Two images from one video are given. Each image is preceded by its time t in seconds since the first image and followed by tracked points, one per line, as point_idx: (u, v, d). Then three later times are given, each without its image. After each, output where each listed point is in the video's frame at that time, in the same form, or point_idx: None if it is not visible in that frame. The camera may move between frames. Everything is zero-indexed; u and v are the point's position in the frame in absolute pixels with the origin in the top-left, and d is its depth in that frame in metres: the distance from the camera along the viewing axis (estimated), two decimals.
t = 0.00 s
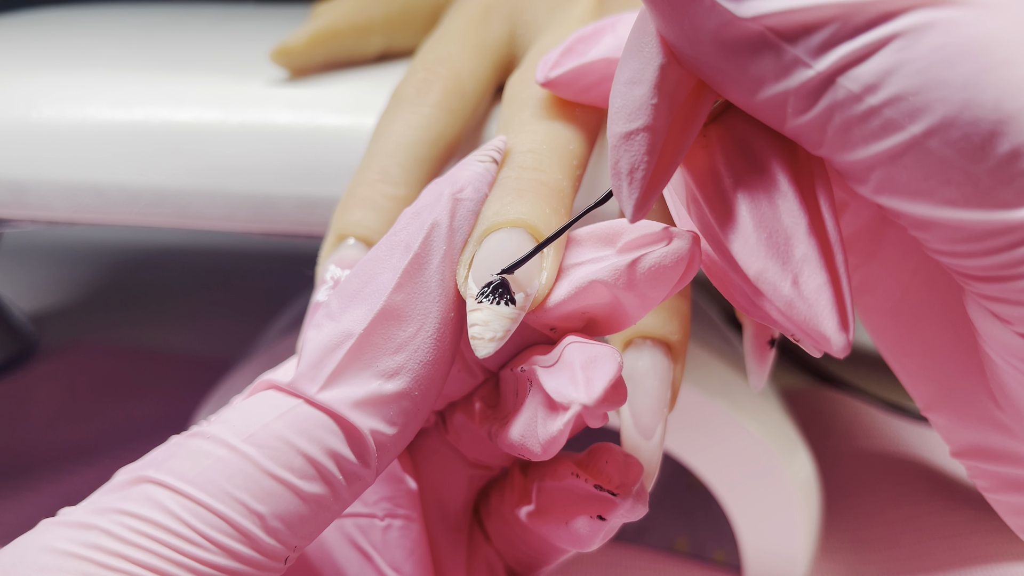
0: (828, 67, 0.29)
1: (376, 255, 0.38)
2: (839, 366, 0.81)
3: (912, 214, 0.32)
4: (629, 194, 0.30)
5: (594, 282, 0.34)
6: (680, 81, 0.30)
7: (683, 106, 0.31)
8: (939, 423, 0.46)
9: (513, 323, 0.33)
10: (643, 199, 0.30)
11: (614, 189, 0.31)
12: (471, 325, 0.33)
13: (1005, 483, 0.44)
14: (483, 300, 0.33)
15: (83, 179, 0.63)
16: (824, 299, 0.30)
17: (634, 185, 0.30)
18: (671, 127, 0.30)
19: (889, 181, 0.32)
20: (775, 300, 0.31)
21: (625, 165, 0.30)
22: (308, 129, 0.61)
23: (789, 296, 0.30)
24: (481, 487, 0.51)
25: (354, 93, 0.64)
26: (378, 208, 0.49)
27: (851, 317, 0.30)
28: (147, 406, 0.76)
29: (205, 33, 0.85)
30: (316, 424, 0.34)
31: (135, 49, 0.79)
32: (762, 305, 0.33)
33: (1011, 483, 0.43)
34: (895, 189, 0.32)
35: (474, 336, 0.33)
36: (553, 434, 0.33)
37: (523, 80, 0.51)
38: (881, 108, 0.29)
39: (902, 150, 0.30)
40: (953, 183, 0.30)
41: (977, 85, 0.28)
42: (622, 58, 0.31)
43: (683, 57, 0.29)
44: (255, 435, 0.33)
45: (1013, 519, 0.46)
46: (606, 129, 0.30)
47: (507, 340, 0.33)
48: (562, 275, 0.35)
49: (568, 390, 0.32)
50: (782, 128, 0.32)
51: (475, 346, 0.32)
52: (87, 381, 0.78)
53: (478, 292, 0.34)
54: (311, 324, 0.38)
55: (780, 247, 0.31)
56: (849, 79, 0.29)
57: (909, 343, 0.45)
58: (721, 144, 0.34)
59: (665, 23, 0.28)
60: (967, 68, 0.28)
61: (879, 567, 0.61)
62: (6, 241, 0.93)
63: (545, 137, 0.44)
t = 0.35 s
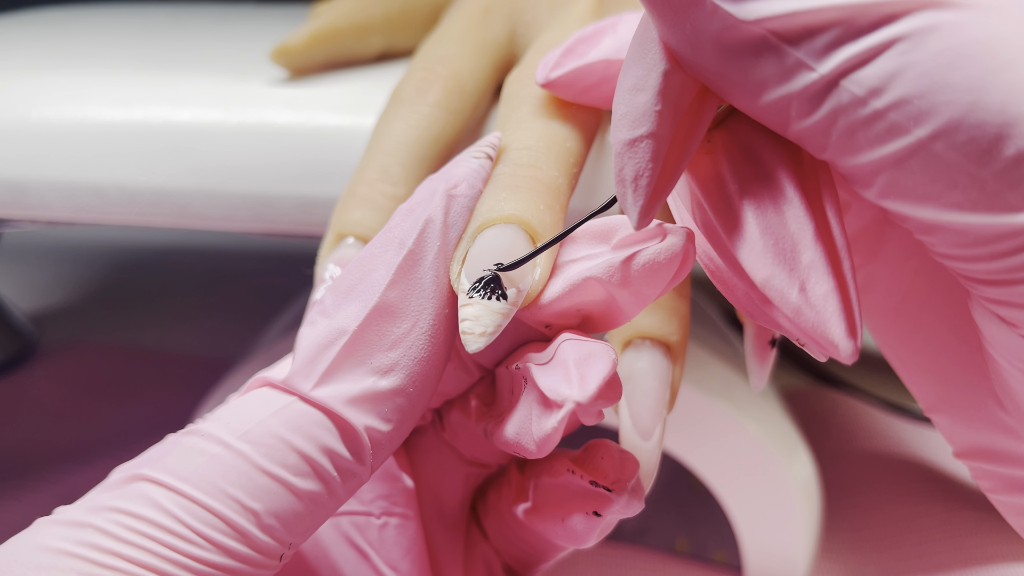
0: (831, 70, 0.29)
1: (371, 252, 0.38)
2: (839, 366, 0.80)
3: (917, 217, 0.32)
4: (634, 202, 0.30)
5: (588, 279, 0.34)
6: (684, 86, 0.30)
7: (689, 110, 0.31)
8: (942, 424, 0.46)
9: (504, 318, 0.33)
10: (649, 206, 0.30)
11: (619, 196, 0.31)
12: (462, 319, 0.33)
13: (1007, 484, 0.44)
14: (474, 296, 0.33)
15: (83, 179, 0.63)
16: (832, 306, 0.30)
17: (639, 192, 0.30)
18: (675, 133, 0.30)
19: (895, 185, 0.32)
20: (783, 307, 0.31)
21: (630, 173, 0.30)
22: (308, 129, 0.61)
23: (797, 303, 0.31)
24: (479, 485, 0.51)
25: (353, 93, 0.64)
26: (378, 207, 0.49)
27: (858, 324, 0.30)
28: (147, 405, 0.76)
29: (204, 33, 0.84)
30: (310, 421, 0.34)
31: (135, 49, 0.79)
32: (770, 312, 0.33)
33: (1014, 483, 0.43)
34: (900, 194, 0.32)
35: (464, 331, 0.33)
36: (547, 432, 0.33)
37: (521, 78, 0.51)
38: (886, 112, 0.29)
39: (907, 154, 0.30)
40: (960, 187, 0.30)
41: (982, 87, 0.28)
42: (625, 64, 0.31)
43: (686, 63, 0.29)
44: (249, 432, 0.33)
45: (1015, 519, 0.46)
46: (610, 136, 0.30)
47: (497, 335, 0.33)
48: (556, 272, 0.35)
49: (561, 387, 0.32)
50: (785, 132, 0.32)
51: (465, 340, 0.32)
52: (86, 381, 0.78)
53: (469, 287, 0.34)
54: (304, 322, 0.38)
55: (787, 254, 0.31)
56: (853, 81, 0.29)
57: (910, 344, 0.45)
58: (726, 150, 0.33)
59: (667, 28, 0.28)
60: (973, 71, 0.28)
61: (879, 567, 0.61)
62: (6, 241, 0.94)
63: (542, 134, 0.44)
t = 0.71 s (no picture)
0: (835, 75, 0.29)
1: (366, 250, 0.38)
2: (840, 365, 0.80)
3: (924, 223, 0.32)
4: (640, 211, 0.30)
5: (583, 277, 0.34)
6: (687, 95, 0.30)
7: (693, 120, 0.31)
8: (945, 424, 0.46)
9: (497, 315, 0.33)
10: (655, 214, 0.29)
11: (625, 205, 0.30)
12: (454, 316, 0.33)
13: (1011, 485, 0.44)
14: (466, 292, 0.33)
15: (83, 179, 0.63)
16: (840, 313, 0.29)
17: (645, 202, 0.29)
18: (679, 145, 0.30)
19: (900, 191, 0.32)
20: (792, 315, 0.31)
21: (635, 182, 0.29)
22: (308, 129, 0.61)
23: (806, 311, 0.30)
24: (477, 483, 0.51)
25: (353, 93, 0.64)
26: (378, 206, 0.49)
27: (867, 331, 0.29)
28: (147, 404, 0.76)
29: (204, 32, 0.85)
30: (306, 419, 0.34)
31: (134, 49, 0.79)
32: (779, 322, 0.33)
33: (1018, 485, 0.43)
34: (906, 200, 0.32)
35: (456, 327, 0.33)
36: (542, 429, 0.33)
37: (519, 76, 0.51)
38: (891, 116, 0.29)
39: (913, 159, 0.30)
40: (967, 192, 0.30)
41: (987, 92, 0.28)
42: (628, 74, 0.31)
43: (690, 72, 0.29)
44: (245, 429, 0.33)
45: (1017, 519, 0.46)
46: (615, 145, 0.30)
47: (489, 332, 0.33)
48: (551, 270, 0.35)
49: (556, 384, 0.32)
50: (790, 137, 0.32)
51: (457, 337, 0.32)
52: (86, 381, 0.78)
53: (462, 284, 0.34)
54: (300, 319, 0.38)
55: (794, 262, 0.31)
56: (856, 87, 0.29)
57: (913, 346, 0.45)
58: (731, 157, 0.34)
59: (669, 37, 0.28)
60: (978, 75, 0.28)
61: (880, 567, 0.61)
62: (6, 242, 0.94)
63: (539, 132, 0.44)
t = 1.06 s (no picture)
0: (842, 57, 0.29)
1: (366, 250, 0.38)
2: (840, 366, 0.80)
3: (922, 203, 0.32)
4: (629, 174, 0.30)
5: (583, 276, 0.34)
6: (685, 64, 0.30)
7: (688, 89, 0.31)
8: (942, 423, 0.46)
9: (497, 315, 0.33)
10: (643, 178, 0.30)
11: (614, 168, 0.30)
12: (456, 316, 0.33)
13: (1008, 482, 0.44)
14: (467, 292, 0.33)
15: (83, 179, 0.63)
16: (817, 285, 0.29)
17: (635, 165, 0.29)
18: (674, 111, 0.30)
19: (901, 171, 0.32)
20: (766, 285, 0.30)
21: (626, 146, 0.29)
22: (308, 128, 0.61)
23: (781, 280, 0.30)
24: (478, 484, 0.51)
25: (353, 93, 0.64)
26: (378, 205, 0.49)
27: (842, 304, 0.29)
28: (148, 403, 0.76)
29: (205, 32, 0.84)
30: (307, 418, 0.34)
31: (135, 49, 0.79)
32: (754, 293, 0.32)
33: (1015, 482, 0.43)
34: (906, 178, 0.32)
35: (457, 328, 0.33)
36: (542, 428, 0.33)
37: (518, 76, 0.51)
38: (894, 97, 0.29)
39: (915, 139, 0.30)
40: (966, 172, 0.30)
41: (991, 73, 0.28)
42: (627, 39, 0.30)
43: (691, 42, 0.29)
44: (245, 429, 0.33)
45: (1015, 518, 0.46)
46: (609, 109, 0.30)
47: (490, 332, 0.33)
48: (552, 269, 0.35)
49: (557, 384, 0.32)
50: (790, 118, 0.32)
51: (458, 337, 0.32)
52: (86, 381, 0.78)
53: (463, 284, 0.34)
54: (301, 320, 0.38)
55: (773, 232, 0.31)
56: (862, 68, 0.29)
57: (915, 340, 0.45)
58: (723, 131, 0.33)
59: (676, 7, 0.28)
60: (982, 57, 0.28)
61: (879, 567, 0.61)
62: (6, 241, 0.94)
63: (539, 132, 0.44)
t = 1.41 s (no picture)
0: (831, 67, 0.29)
1: (366, 249, 0.38)
2: (839, 366, 0.80)
3: (914, 213, 0.32)
4: (621, 185, 0.30)
5: (583, 275, 0.34)
6: (676, 75, 0.30)
7: (679, 101, 0.31)
8: (940, 425, 0.46)
9: (498, 314, 0.33)
10: (636, 190, 0.30)
11: (607, 180, 0.30)
12: (455, 315, 0.33)
13: (1004, 484, 0.44)
14: (467, 291, 0.33)
15: (83, 179, 0.63)
16: (803, 296, 0.29)
17: (627, 176, 0.29)
18: (665, 121, 0.30)
19: (892, 181, 0.31)
20: (755, 295, 0.30)
21: (618, 157, 0.29)
22: (308, 129, 0.61)
23: (768, 292, 0.30)
24: (478, 484, 0.51)
25: (353, 93, 0.64)
26: (378, 206, 0.49)
27: (830, 316, 0.29)
28: (147, 404, 0.76)
29: (205, 32, 0.84)
30: (306, 418, 0.34)
31: (135, 49, 0.79)
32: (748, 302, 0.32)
33: (1012, 484, 0.43)
34: (897, 188, 0.32)
35: (457, 327, 0.33)
36: (542, 428, 0.33)
37: (518, 76, 0.51)
38: (883, 107, 0.29)
39: (904, 149, 0.30)
40: (955, 183, 0.30)
41: (978, 84, 0.28)
42: (619, 50, 0.30)
43: (683, 53, 0.29)
44: (244, 429, 0.33)
45: (1013, 520, 0.46)
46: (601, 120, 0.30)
47: (490, 331, 0.33)
48: (552, 268, 0.35)
49: (556, 384, 0.32)
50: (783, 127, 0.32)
51: (458, 336, 0.32)
52: (86, 381, 0.78)
53: (463, 283, 0.34)
54: (301, 319, 0.38)
55: (762, 243, 0.31)
56: (852, 79, 0.29)
57: (911, 342, 0.45)
58: (715, 140, 0.33)
59: (666, 20, 0.28)
60: (970, 68, 0.28)
61: (879, 567, 0.61)
62: (5, 241, 0.94)
63: (538, 131, 0.44)
